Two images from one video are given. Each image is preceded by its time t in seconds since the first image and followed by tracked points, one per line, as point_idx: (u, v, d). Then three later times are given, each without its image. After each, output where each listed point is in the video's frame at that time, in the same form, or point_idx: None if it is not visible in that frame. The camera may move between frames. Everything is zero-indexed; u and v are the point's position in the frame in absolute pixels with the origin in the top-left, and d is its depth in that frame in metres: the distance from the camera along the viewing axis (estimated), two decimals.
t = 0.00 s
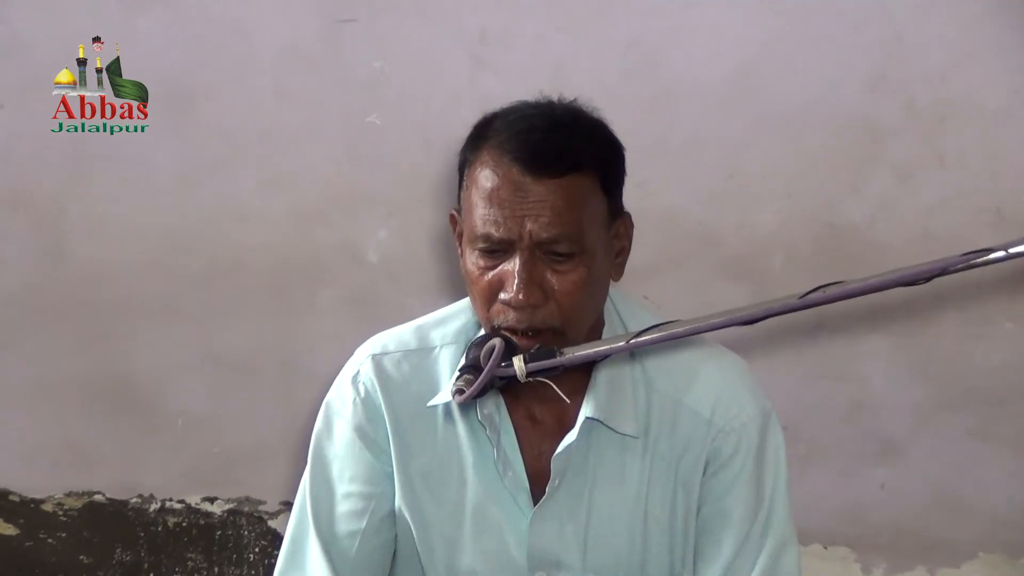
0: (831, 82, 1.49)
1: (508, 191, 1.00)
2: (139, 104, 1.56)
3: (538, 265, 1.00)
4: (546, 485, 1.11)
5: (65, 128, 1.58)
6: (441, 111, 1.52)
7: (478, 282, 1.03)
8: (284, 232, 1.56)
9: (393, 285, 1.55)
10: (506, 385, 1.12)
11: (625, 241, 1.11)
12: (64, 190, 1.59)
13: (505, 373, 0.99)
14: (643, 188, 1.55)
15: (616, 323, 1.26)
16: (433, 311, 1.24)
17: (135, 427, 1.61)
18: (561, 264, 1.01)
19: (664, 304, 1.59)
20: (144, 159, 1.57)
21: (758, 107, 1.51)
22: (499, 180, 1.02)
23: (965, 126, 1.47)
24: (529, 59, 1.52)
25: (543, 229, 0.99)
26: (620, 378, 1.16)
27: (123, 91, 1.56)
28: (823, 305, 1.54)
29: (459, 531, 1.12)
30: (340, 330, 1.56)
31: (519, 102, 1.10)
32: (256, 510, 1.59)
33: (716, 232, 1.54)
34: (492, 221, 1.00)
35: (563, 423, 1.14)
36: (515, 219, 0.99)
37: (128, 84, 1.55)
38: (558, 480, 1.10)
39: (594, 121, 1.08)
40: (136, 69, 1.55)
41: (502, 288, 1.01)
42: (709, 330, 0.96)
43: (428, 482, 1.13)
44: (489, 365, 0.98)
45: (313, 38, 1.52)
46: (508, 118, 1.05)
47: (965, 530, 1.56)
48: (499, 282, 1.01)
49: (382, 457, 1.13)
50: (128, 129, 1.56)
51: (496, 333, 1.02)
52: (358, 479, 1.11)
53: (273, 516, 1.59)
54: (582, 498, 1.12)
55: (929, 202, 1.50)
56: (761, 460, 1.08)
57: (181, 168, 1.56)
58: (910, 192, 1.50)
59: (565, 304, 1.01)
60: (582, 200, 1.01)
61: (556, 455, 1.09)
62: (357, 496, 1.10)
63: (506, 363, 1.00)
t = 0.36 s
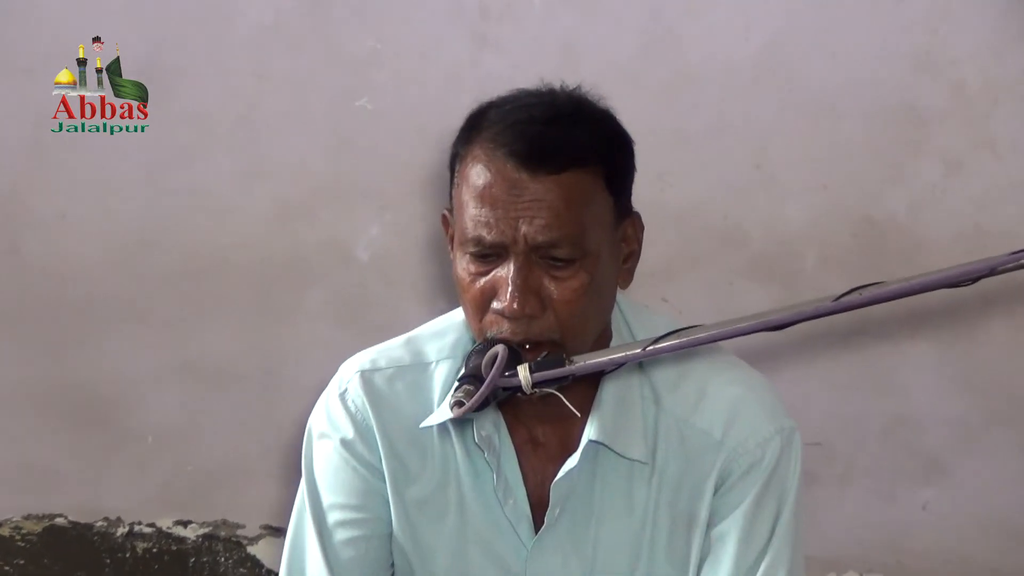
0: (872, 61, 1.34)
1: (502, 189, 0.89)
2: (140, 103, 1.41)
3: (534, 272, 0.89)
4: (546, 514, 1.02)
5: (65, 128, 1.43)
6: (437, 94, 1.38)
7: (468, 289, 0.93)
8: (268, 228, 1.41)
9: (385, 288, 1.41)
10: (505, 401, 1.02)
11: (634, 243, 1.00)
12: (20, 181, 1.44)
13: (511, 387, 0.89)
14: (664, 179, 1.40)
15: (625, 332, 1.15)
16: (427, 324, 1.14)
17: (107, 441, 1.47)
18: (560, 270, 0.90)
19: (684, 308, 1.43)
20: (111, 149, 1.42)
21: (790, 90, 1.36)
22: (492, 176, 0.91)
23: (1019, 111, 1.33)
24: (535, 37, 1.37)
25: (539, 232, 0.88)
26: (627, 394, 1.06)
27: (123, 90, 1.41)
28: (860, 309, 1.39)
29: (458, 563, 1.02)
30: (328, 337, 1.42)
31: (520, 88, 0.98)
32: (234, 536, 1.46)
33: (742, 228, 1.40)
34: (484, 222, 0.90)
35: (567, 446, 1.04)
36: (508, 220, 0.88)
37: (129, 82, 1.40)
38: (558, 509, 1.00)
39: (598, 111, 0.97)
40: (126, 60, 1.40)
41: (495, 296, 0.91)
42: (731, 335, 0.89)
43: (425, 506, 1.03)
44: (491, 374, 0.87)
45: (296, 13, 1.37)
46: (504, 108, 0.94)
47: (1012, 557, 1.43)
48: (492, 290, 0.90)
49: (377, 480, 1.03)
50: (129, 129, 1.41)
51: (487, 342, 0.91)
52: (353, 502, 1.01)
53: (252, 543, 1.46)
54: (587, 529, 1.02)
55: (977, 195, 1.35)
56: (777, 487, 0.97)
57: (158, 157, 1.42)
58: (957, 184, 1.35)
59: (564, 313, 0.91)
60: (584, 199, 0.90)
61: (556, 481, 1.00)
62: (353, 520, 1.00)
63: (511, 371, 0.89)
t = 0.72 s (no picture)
0: (858, 57, 1.28)
1: (462, 197, 0.81)
2: (139, 103, 1.39)
3: (496, 284, 0.81)
4: (512, 537, 0.91)
5: (65, 129, 1.41)
6: (404, 92, 1.33)
7: (427, 303, 0.84)
8: (226, 233, 1.40)
9: (352, 293, 1.38)
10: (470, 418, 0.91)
11: (603, 254, 0.92)
12: None
13: (481, 399, 0.77)
14: (640, 182, 1.34)
15: (593, 343, 1.04)
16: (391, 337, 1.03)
17: (67, 454, 1.51)
18: (524, 282, 0.82)
19: (663, 315, 1.37)
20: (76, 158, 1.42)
21: (775, 87, 1.30)
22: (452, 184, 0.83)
23: (1013, 107, 1.27)
24: (505, 33, 1.31)
25: (501, 243, 0.79)
26: (596, 410, 0.95)
27: (122, 90, 1.39)
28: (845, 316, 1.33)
29: None
30: (293, 344, 1.41)
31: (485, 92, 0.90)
32: (194, 552, 1.50)
33: (722, 232, 1.34)
34: (442, 233, 0.81)
35: (535, 464, 0.93)
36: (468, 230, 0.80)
37: (128, 83, 1.38)
38: (523, 532, 0.90)
39: (564, 116, 0.89)
40: (126, 60, 1.38)
41: (455, 310, 0.82)
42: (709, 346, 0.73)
43: (389, 531, 0.92)
44: (460, 385, 0.76)
45: (257, 11, 1.34)
46: (465, 113, 0.86)
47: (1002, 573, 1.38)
48: (452, 304, 0.81)
49: (339, 502, 0.91)
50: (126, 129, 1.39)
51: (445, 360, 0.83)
52: (314, 526, 0.89)
53: (213, 560, 1.49)
54: (553, 554, 0.92)
55: (968, 195, 1.30)
56: (752, 503, 0.85)
57: (115, 166, 1.41)
58: (948, 184, 1.30)
59: (528, 328, 0.82)
60: (552, 207, 0.82)
61: (522, 501, 0.90)
62: (314, 546, 0.88)
63: (481, 383, 0.78)
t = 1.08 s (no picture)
0: (852, 58, 1.28)
1: (445, 206, 0.81)
2: (139, 103, 1.38)
3: (482, 292, 0.81)
4: (504, 539, 0.91)
5: (65, 129, 1.41)
6: (399, 93, 1.33)
7: (413, 312, 0.84)
8: (223, 234, 1.40)
9: (347, 295, 1.38)
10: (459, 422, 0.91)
11: (589, 257, 0.93)
12: None
13: (474, 400, 0.77)
14: (633, 184, 1.34)
15: (581, 345, 1.03)
16: (378, 342, 1.02)
17: (58, 455, 1.51)
18: (510, 289, 0.82)
19: (659, 316, 1.38)
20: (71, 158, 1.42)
21: (772, 87, 1.30)
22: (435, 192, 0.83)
23: (1008, 109, 1.27)
24: (498, 33, 1.31)
25: (486, 252, 0.80)
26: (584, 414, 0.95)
27: (122, 91, 1.38)
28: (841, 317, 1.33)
29: None
30: (286, 345, 1.41)
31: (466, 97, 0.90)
32: (187, 553, 1.50)
33: (716, 233, 1.34)
34: (427, 242, 0.81)
35: (524, 467, 0.94)
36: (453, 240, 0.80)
37: (128, 84, 1.38)
38: (515, 534, 0.90)
39: (547, 120, 0.89)
40: (126, 60, 1.38)
41: (441, 318, 0.82)
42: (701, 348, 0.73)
43: (379, 536, 0.92)
44: (453, 386, 0.76)
45: (248, 11, 1.34)
46: (448, 120, 0.86)
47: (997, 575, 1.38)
48: (438, 313, 0.81)
49: (328, 509, 0.91)
50: (126, 129, 1.39)
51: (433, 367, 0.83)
52: (303, 533, 0.89)
53: (206, 561, 1.49)
54: (543, 556, 0.91)
55: (962, 196, 1.29)
56: (745, 499, 0.86)
57: (105, 166, 1.41)
58: (941, 186, 1.30)
59: (515, 335, 0.82)
60: (536, 214, 0.82)
61: (512, 506, 0.89)
62: (303, 554, 0.88)
63: (474, 383, 0.78)
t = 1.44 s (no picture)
0: (851, 58, 1.28)
1: (433, 215, 0.80)
2: (139, 104, 1.38)
3: (468, 301, 0.80)
4: (499, 540, 0.90)
5: (65, 129, 1.41)
6: (397, 94, 1.33)
7: (402, 318, 0.84)
8: (221, 234, 1.40)
9: (345, 295, 1.38)
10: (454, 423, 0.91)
11: (580, 262, 0.92)
12: None
13: (471, 399, 0.77)
14: (630, 184, 1.34)
15: (575, 346, 1.02)
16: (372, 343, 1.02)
17: (57, 454, 1.51)
18: (497, 297, 0.81)
19: (657, 316, 1.37)
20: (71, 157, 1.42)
21: (772, 88, 1.30)
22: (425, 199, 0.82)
23: (1005, 109, 1.27)
24: (497, 34, 1.31)
25: (472, 261, 0.79)
26: (578, 413, 0.94)
27: (122, 91, 1.38)
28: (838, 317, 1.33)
29: None
30: (284, 345, 1.41)
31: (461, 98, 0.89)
32: (185, 554, 1.49)
33: (714, 233, 1.34)
34: (414, 250, 0.80)
35: (519, 467, 0.94)
36: (439, 249, 0.79)
37: (128, 84, 1.38)
38: (509, 535, 0.89)
39: (540, 124, 0.88)
40: (126, 60, 1.38)
41: (428, 324, 0.81)
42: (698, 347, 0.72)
43: (367, 539, 0.92)
44: (450, 386, 0.75)
45: (247, 11, 1.34)
46: (440, 124, 0.84)
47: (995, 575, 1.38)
48: (425, 321, 0.81)
49: (311, 514, 0.92)
50: (126, 129, 1.39)
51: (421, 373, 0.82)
52: (284, 538, 0.90)
53: (204, 561, 1.49)
54: (538, 557, 0.91)
55: (959, 196, 1.29)
56: (741, 495, 0.87)
57: (104, 166, 1.41)
58: (939, 186, 1.29)
59: (502, 343, 0.82)
60: (525, 223, 0.81)
61: (506, 506, 0.89)
62: (282, 559, 0.89)
63: (472, 383, 0.78)
